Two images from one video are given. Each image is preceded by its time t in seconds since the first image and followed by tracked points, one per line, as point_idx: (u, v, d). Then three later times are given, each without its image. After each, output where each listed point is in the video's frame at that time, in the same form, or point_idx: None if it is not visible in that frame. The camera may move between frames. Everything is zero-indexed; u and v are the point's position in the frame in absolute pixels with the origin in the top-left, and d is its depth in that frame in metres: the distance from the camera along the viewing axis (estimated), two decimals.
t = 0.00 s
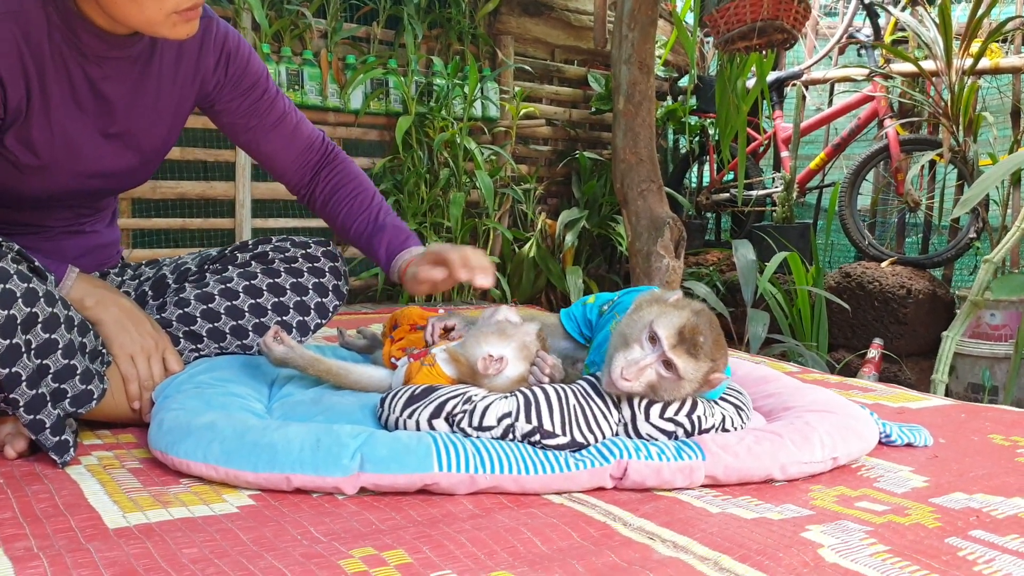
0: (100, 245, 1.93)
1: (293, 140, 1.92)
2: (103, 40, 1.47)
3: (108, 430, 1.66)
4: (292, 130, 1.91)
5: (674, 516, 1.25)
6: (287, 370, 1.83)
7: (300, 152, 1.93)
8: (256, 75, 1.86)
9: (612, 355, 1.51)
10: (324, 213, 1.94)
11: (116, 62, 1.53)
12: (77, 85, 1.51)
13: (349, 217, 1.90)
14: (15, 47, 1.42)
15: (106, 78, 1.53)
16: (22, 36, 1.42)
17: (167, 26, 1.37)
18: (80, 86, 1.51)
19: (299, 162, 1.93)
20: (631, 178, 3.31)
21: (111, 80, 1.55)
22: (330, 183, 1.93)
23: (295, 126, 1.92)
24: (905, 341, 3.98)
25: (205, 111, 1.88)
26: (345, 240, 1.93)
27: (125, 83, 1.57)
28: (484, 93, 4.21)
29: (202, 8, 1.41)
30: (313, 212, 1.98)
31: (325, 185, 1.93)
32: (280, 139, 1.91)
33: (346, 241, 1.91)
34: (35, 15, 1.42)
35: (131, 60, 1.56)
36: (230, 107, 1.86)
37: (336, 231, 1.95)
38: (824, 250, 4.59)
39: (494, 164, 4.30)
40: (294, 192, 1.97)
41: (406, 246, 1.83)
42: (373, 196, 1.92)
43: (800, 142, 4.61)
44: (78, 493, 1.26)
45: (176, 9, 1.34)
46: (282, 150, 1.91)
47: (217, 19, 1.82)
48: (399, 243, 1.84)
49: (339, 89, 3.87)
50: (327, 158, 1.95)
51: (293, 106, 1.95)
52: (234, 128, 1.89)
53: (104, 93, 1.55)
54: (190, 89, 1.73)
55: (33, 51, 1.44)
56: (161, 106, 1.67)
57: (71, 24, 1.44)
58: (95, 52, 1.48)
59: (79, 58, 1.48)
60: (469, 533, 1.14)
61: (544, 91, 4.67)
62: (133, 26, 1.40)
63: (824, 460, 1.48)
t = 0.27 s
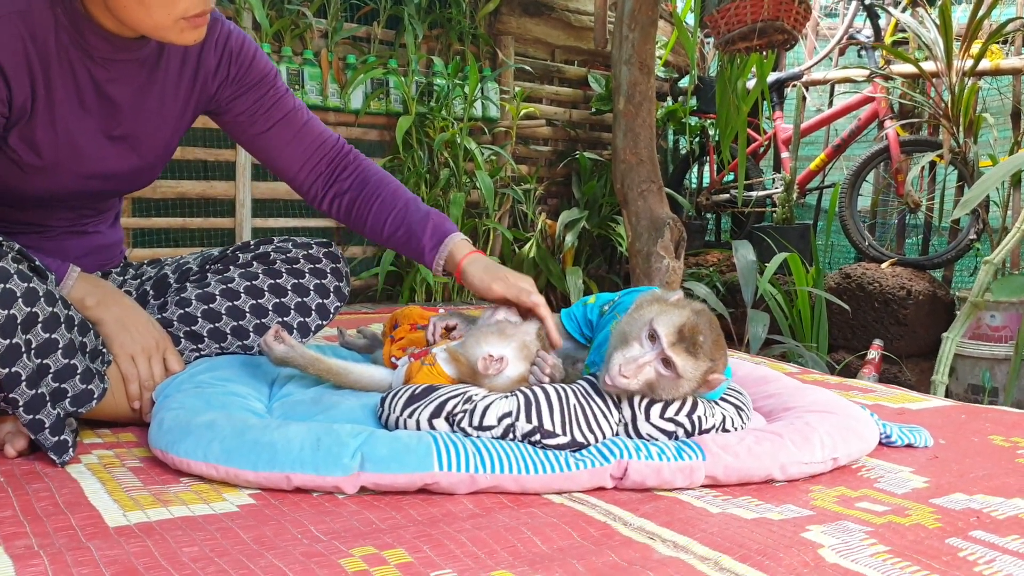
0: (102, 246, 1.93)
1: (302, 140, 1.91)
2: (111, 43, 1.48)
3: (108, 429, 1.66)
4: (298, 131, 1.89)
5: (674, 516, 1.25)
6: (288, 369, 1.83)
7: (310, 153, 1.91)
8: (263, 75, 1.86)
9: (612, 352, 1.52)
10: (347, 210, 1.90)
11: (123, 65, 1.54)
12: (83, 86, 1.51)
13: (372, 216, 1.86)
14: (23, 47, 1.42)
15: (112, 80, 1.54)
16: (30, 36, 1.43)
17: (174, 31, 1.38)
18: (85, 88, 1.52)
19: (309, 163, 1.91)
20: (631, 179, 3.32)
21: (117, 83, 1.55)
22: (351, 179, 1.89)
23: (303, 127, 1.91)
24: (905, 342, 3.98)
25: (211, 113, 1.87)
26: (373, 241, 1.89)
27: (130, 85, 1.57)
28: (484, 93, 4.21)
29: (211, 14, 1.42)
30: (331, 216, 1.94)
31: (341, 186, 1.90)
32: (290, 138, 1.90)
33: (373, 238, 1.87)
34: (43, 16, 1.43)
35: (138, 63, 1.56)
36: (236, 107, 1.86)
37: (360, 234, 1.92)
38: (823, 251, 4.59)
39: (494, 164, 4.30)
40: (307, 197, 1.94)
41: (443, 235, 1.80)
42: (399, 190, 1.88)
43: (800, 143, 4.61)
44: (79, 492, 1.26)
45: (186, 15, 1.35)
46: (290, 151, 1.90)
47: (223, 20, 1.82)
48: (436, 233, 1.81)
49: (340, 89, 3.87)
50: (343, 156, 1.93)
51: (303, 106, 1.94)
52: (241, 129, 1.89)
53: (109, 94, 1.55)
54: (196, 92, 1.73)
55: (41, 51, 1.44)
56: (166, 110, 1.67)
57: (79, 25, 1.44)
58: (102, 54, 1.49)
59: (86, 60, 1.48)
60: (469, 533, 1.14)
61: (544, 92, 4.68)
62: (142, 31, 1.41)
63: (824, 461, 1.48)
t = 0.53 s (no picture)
0: (103, 245, 1.94)
1: (305, 143, 1.91)
2: (115, 45, 1.48)
3: (110, 428, 1.66)
4: (301, 133, 1.89)
5: (676, 514, 1.25)
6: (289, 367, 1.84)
7: (314, 156, 1.91)
8: (267, 77, 1.86)
9: (612, 351, 1.53)
10: (350, 215, 1.91)
11: (127, 67, 1.53)
12: (86, 88, 1.51)
13: (378, 221, 1.87)
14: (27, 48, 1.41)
15: (116, 82, 1.53)
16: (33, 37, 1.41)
17: (178, 35, 1.37)
18: (89, 89, 1.51)
19: (312, 166, 1.91)
20: (632, 179, 3.32)
21: (121, 85, 1.55)
22: (355, 183, 1.90)
23: (306, 129, 1.91)
24: (906, 342, 3.98)
25: (214, 114, 1.87)
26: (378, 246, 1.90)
27: (134, 87, 1.57)
28: (485, 93, 4.21)
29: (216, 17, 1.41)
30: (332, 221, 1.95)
31: (344, 191, 1.91)
32: (293, 141, 1.90)
33: (378, 243, 1.88)
34: (48, 17, 1.42)
35: (142, 64, 1.56)
36: (239, 107, 1.85)
37: (362, 239, 1.92)
38: (824, 251, 4.59)
39: (495, 164, 4.30)
40: (308, 201, 1.94)
41: (454, 240, 1.83)
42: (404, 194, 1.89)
43: (801, 143, 4.61)
44: (81, 490, 1.26)
45: (191, 17, 1.35)
46: (293, 153, 1.90)
47: (227, 21, 1.82)
48: (447, 238, 1.83)
49: (341, 89, 3.87)
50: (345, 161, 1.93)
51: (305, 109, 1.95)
52: (243, 130, 1.89)
53: (113, 96, 1.55)
54: (198, 92, 1.73)
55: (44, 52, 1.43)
56: (169, 111, 1.68)
57: (83, 26, 1.43)
58: (107, 56, 1.48)
59: (90, 62, 1.48)
60: (471, 530, 1.14)
61: (545, 92, 4.67)
62: (146, 33, 1.40)
63: (826, 460, 1.48)
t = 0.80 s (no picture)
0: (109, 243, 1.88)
1: (309, 147, 1.90)
2: (130, 47, 1.47)
3: (111, 427, 1.66)
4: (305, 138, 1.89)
5: (677, 514, 1.25)
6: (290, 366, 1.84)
7: (317, 159, 1.91)
8: (271, 80, 1.84)
9: (613, 350, 1.53)
10: (352, 219, 1.91)
11: (141, 69, 1.53)
12: (99, 88, 1.50)
13: (380, 225, 1.87)
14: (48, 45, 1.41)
15: (130, 84, 1.53)
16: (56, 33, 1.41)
17: (188, 39, 1.35)
18: (103, 90, 1.51)
19: (316, 170, 1.91)
20: (632, 179, 3.32)
21: (135, 87, 1.54)
22: (358, 188, 1.90)
23: (310, 133, 1.90)
24: (907, 342, 3.98)
25: (219, 116, 1.85)
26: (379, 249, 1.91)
27: (148, 89, 1.57)
28: (486, 93, 4.21)
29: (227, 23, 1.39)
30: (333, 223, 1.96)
31: (347, 195, 1.91)
32: (298, 145, 1.89)
33: (379, 246, 1.88)
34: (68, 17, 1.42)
35: (156, 67, 1.55)
36: (245, 111, 1.84)
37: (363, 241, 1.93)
38: (825, 251, 4.59)
39: (495, 163, 4.30)
40: (311, 203, 1.95)
41: (454, 243, 1.83)
42: (406, 198, 1.89)
43: (802, 143, 4.61)
44: (82, 489, 1.26)
45: (199, 22, 1.32)
46: (298, 156, 1.90)
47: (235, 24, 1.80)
48: (448, 242, 1.83)
49: (341, 88, 3.87)
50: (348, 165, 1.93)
51: (309, 113, 1.94)
52: (247, 131, 1.88)
53: (125, 97, 1.54)
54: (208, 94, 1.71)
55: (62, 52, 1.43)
56: (181, 114, 1.67)
57: (97, 27, 1.43)
58: (121, 57, 1.48)
59: (105, 63, 1.47)
60: (472, 530, 1.14)
61: (546, 91, 4.67)
62: (156, 37, 1.39)
63: (827, 460, 1.48)
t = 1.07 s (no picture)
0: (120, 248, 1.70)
1: (319, 147, 1.90)
2: (155, 54, 1.46)
3: (111, 426, 1.66)
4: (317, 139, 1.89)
5: (675, 513, 1.25)
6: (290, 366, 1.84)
7: (327, 159, 1.91)
8: (282, 80, 1.83)
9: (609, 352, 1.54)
10: (363, 219, 1.92)
11: (163, 75, 1.52)
12: (124, 92, 1.48)
13: (391, 225, 1.88)
14: (90, 41, 1.36)
15: (152, 89, 1.52)
16: (90, 23, 1.36)
17: (206, 42, 1.35)
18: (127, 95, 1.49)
19: (326, 170, 1.92)
20: (632, 179, 3.32)
21: (156, 92, 1.54)
22: (369, 189, 1.91)
23: (319, 133, 1.90)
24: (907, 342, 3.99)
25: (229, 116, 1.84)
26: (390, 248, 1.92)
27: (168, 94, 1.56)
28: (486, 93, 4.21)
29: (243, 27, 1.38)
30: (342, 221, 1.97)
31: (358, 194, 1.92)
32: (309, 146, 1.89)
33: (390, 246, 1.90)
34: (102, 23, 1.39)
35: (176, 72, 1.55)
36: (257, 112, 1.83)
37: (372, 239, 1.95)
38: (825, 251, 4.59)
39: (496, 163, 4.30)
40: (320, 203, 1.96)
41: (466, 242, 1.84)
42: (416, 198, 1.91)
43: (802, 143, 4.61)
44: (81, 488, 1.27)
45: (218, 25, 1.32)
46: (308, 157, 1.90)
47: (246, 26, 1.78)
48: (459, 241, 1.84)
49: (341, 88, 3.87)
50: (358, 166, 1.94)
51: (319, 113, 1.94)
52: (258, 131, 1.87)
53: (146, 101, 1.53)
54: (220, 95, 1.71)
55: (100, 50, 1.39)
56: (192, 117, 1.66)
57: (123, 32, 1.41)
58: (146, 64, 1.47)
59: (129, 69, 1.46)
60: (470, 530, 1.14)
61: (546, 91, 4.67)
62: (175, 41, 1.38)
63: (826, 460, 1.48)
